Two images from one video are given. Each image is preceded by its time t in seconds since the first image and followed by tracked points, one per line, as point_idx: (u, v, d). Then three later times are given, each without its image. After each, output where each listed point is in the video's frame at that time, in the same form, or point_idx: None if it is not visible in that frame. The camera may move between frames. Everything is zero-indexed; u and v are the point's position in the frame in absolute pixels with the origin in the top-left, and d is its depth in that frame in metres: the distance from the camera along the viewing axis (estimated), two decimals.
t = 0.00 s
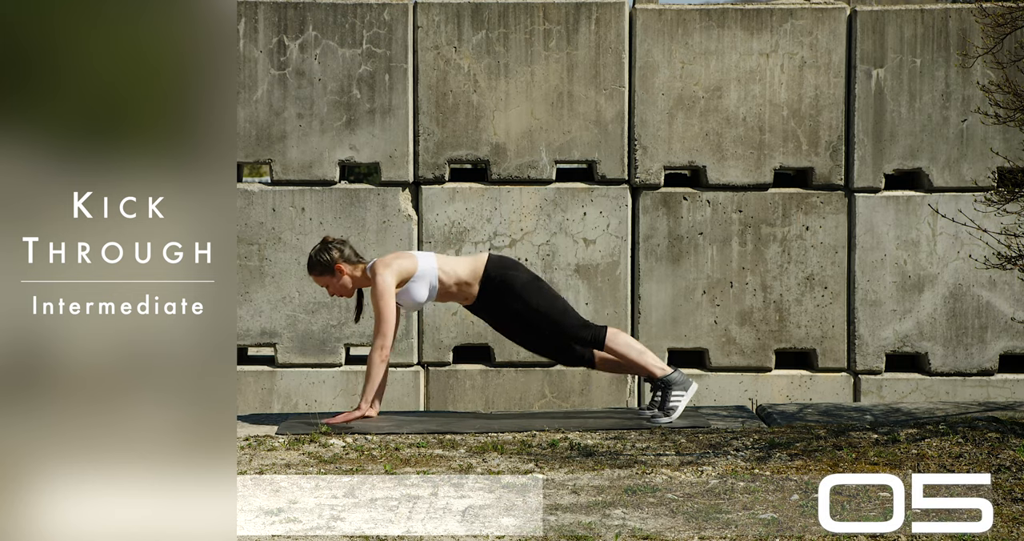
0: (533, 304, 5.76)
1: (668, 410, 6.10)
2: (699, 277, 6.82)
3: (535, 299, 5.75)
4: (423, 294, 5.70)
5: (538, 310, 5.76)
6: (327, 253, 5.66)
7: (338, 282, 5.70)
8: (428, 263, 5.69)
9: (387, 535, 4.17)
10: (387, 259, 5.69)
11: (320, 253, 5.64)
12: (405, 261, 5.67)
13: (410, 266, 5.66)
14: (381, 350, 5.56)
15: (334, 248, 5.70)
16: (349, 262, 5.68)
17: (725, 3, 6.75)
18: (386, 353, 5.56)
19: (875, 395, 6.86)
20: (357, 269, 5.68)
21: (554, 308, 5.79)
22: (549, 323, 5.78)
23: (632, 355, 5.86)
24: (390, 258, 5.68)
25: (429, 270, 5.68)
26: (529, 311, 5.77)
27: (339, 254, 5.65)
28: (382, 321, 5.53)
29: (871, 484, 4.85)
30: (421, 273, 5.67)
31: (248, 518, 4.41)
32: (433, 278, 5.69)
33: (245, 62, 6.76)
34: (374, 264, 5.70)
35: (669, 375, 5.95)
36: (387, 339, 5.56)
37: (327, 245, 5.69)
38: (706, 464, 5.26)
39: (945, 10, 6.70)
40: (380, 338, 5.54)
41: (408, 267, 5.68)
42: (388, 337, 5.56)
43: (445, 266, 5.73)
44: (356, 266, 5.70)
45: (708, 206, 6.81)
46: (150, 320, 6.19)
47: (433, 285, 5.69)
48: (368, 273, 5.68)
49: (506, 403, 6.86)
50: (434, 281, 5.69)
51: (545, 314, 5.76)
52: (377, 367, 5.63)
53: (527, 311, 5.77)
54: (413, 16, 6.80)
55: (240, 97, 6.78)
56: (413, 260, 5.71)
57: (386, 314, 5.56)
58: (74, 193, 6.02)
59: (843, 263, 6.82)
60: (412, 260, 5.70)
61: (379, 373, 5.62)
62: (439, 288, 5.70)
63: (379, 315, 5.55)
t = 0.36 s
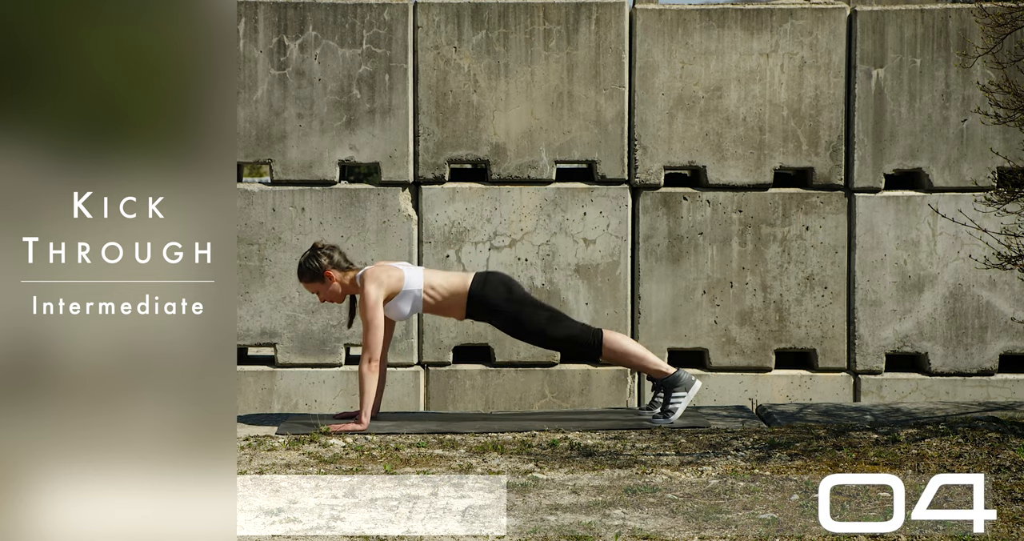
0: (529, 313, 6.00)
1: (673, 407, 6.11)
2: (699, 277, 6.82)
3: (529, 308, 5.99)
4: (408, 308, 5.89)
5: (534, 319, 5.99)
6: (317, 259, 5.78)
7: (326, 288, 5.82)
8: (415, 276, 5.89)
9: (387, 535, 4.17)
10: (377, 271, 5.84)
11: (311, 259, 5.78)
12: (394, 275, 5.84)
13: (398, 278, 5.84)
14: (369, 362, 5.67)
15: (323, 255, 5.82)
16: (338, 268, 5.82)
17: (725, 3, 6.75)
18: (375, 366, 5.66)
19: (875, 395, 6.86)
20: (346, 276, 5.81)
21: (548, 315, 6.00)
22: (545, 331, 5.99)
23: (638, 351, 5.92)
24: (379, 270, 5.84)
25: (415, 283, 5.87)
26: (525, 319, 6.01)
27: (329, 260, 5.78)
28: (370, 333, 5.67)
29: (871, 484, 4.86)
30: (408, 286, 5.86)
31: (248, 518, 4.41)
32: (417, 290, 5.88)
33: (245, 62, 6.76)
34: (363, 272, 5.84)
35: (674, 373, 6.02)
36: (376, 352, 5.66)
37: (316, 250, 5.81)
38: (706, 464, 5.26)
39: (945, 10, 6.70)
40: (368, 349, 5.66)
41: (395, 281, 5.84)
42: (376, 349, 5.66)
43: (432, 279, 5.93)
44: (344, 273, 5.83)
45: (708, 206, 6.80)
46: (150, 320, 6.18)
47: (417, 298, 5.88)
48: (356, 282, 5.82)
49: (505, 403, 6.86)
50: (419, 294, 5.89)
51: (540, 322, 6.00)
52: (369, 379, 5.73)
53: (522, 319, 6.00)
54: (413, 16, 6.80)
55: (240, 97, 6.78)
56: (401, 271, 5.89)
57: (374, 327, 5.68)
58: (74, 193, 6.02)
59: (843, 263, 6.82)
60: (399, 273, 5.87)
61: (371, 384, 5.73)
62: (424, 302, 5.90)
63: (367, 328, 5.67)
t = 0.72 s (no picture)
0: (531, 320, 5.81)
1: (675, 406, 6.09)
2: (699, 277, 6.82)
3: (530, 315, 5.82)
4: (406, 309, 5.86)
5: (536, 327, 5.80)
6: (315, 259, 5.75)
7: (324, 288, 5.79)
8: (414, 277, 5.86)
9: (387, 535, 4.17)
10: (376, 272, 5.82)
11: (308, 259, 5.75)
12: (393, 276, 5.82)
13: (397, 279, 5.82)
14: (367, 363, 5.67)
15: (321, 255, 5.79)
16: (337, 269, 5.79)
17: (725, 3, 6.75)
18: (374, 366, 5.67)
19: (875, 395, 6.86)
20: (344, 277, 5.80)
21: (550, 321, 5.82)
22: (547, 339, 5.80)
23: (637, 355, 5.88)
24: (378, 271, 5.82)
25: (415, 286, 5.83)
26: (528, 327, 5.80)
27: (328, 260, 5.76)
28: (369, 334, 5.65)
29: (871, 484, 4.86)
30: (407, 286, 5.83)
31: (248, 518, 4.41)
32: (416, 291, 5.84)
33: (245, 61, 6.76)
34: (361, 272, 5.82)
35: (675, 374, 6.00)
36: (375, 352, 5.66)
37: (314, 250, 5.78)
38: (706, 464, 5.26)
39: (945, 10, 6.70)
40: (367, 350, 5.66)
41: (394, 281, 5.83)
42: (376, 349, 5.67)
43: (430, 279, 5.89)
44: (342, 273, 5.81)
45: (708, 206, 6.80)
46: (150, 320, 6.22)
47: (416, 299, 5.84)
48: (354, 283, 5.80)
49: (506, 403, 6.86)
50: (418, 295, 5.84)
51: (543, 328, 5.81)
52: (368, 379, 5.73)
53: (524, 327, 5.80)
54: (413, 16, 6.79)
55: (240, 97, 6.78)
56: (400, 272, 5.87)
57: (373, 327, 5.67)
58: (75, 193, 6.03)
59: (843, 263, 6.82)
60: (398, 273, 5.85)
61: (371, 385, 5.73)
62: (423, 303, 5.85)
63: (365, 329, 5.66)
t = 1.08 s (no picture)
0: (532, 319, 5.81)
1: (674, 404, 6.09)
2: (699, 277, 6.82)
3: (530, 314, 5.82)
4: (406, 309, 5.86)
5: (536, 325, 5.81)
6: (314, 261, 5.75)
7: (324, 289, 5.79)
8: (414, 276, 5.86)
9: (387, 535, 4.17)
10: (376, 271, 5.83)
11: (307, 260, 5.74)
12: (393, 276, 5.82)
13: (397, 278, 5.82)
14: (368, 363, 5.67)
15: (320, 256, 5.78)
16: (336, 269, 5.78)
17: (725, 4, 6.75)
18: (374, 366, 5.66)
19: (875, 395, 6.86)
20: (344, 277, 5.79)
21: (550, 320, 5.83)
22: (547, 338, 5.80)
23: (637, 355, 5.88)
24: (378, 271, 5.82)
25: (415, 286, 5.83)
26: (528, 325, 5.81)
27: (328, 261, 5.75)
28: (369, 334, 5.65)
29: (871, 484, 4.86)
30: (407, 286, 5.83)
31: (248, 518, 4.41)
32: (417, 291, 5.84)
33: (245, 62, 6.76)
34: (361, 273, 5.82)
35: (675, 374, 5.99)
36: (375, 352, 5.66)
37: (313, 252, 5.77)
38: (706, 464, 5.26)
39: (945, 10, 6.71)
40: (367, 351, 5.65)
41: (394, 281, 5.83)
42: (376, 349, 5.66)
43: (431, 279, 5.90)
44: (342, 273, 5.80)
45: (708, 206, 6.80)
46: (150, 320, 6.21)
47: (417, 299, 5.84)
48: (354, 283, 5.80)
49: (506, 403, 6.86)
50: (418, 295, 5.84)
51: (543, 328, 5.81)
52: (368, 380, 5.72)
53: (524, 326, 5.81)
54: (413, 16, 6.79)
55: (240, 97, 6.78)
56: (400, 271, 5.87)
57: (373, 328, 5.66)
58: (74, 193, 6.03)
59: (843, 263, 6.82)
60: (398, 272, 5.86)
61: (371, 385, 5.73)
62: (423, 302, 5.85)
63: (366, 329, 5.66)
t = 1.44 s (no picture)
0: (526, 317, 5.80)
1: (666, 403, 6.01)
2: (699, 277, 6.82)
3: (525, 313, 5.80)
4: (401, 309, 5.84)
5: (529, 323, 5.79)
6: (308, 266, 5.76)
7: (319, 295, 5.82)
8: (407, 273, 5.84)
9: (387, 535, 4.17)
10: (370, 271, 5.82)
11: (301, 266, 5.76)
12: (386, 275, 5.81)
13: (391, 278, 5.81)
14: (365, 363, 5.68)
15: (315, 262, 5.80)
16: (330, 274, 5.79)
17: (725, 4, 6.75)
18: (373, 366, 5.67)
19: (875, 395, 6.86)
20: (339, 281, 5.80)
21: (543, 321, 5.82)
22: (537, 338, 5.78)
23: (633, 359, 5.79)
24: (372, 271, 5.81)
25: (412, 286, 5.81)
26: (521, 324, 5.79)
27: (321, 266, 5.76)
28: (369, 334, 5.67)
29: (871, 484, 4.86)
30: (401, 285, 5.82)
31: (248, 518, 4.41)
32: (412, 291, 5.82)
33: (246, 62, 6.76)
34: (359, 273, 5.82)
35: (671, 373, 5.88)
36: (372, 353, 5.67)
37: (307, 258, 5.79)
38: (706, 464, 5.26)
39: (945, 10, 6.70)
40: (364, 352, 5.67)
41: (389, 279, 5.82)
42: (374, 349, 5.68)
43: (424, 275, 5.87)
44: (337, 278, 5.81)
45: (708, 206, 6.80)
46: (150, 320, 6.21)
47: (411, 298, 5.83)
48: (349, 286, 5.81)
49: (506, 403, 6.86)
50: (412, 295, 5.82)
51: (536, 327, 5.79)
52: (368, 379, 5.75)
53: (517, 321, 5.79)
54: (413, 16, 6.79)
55: (240, 97, 6.78)
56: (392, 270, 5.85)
57: (372, 327, 5.68)
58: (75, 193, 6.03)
59: (843, 263, 6.82)
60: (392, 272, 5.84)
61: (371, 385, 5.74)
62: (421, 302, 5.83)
63: (364, 329, 5.67)
